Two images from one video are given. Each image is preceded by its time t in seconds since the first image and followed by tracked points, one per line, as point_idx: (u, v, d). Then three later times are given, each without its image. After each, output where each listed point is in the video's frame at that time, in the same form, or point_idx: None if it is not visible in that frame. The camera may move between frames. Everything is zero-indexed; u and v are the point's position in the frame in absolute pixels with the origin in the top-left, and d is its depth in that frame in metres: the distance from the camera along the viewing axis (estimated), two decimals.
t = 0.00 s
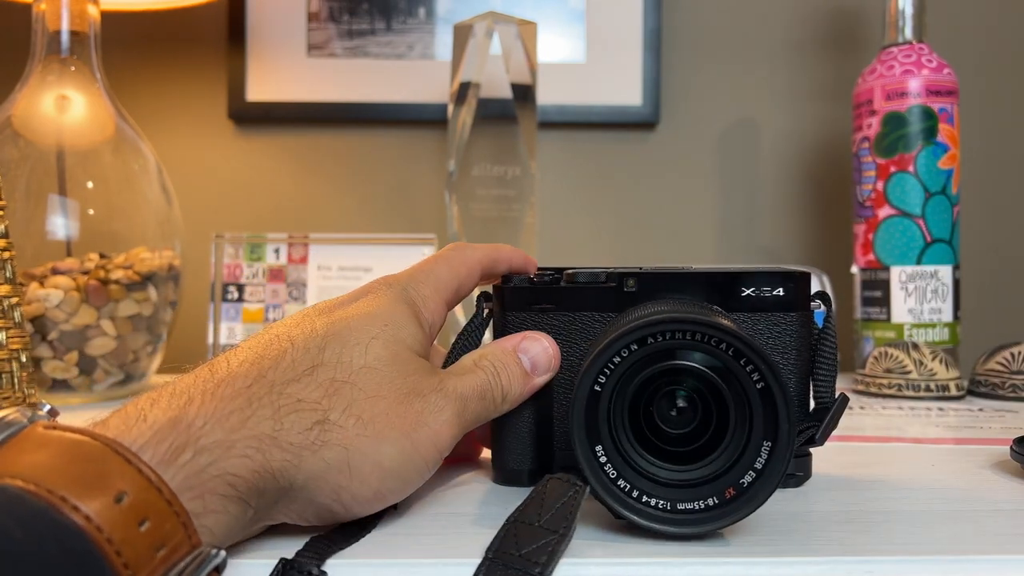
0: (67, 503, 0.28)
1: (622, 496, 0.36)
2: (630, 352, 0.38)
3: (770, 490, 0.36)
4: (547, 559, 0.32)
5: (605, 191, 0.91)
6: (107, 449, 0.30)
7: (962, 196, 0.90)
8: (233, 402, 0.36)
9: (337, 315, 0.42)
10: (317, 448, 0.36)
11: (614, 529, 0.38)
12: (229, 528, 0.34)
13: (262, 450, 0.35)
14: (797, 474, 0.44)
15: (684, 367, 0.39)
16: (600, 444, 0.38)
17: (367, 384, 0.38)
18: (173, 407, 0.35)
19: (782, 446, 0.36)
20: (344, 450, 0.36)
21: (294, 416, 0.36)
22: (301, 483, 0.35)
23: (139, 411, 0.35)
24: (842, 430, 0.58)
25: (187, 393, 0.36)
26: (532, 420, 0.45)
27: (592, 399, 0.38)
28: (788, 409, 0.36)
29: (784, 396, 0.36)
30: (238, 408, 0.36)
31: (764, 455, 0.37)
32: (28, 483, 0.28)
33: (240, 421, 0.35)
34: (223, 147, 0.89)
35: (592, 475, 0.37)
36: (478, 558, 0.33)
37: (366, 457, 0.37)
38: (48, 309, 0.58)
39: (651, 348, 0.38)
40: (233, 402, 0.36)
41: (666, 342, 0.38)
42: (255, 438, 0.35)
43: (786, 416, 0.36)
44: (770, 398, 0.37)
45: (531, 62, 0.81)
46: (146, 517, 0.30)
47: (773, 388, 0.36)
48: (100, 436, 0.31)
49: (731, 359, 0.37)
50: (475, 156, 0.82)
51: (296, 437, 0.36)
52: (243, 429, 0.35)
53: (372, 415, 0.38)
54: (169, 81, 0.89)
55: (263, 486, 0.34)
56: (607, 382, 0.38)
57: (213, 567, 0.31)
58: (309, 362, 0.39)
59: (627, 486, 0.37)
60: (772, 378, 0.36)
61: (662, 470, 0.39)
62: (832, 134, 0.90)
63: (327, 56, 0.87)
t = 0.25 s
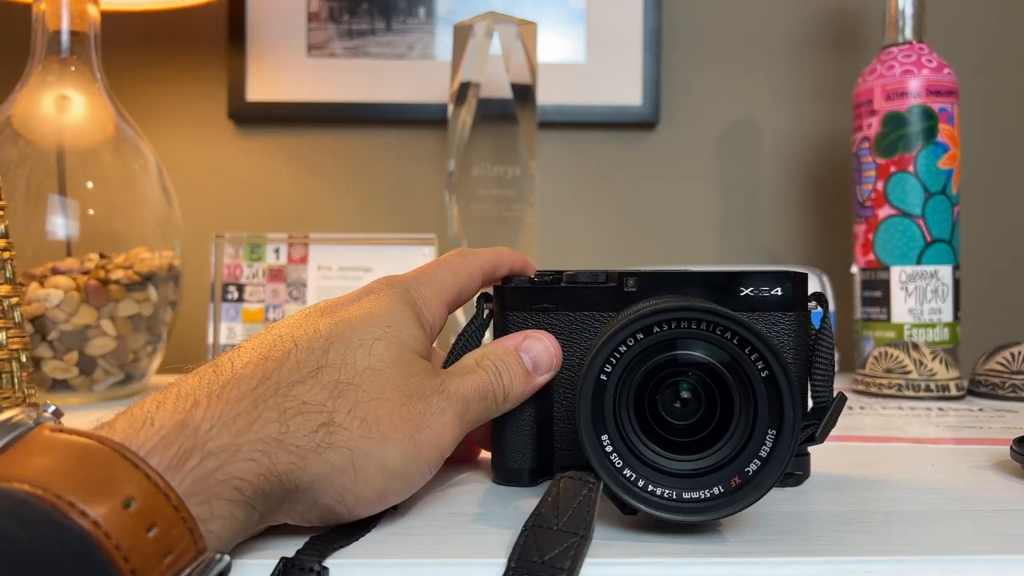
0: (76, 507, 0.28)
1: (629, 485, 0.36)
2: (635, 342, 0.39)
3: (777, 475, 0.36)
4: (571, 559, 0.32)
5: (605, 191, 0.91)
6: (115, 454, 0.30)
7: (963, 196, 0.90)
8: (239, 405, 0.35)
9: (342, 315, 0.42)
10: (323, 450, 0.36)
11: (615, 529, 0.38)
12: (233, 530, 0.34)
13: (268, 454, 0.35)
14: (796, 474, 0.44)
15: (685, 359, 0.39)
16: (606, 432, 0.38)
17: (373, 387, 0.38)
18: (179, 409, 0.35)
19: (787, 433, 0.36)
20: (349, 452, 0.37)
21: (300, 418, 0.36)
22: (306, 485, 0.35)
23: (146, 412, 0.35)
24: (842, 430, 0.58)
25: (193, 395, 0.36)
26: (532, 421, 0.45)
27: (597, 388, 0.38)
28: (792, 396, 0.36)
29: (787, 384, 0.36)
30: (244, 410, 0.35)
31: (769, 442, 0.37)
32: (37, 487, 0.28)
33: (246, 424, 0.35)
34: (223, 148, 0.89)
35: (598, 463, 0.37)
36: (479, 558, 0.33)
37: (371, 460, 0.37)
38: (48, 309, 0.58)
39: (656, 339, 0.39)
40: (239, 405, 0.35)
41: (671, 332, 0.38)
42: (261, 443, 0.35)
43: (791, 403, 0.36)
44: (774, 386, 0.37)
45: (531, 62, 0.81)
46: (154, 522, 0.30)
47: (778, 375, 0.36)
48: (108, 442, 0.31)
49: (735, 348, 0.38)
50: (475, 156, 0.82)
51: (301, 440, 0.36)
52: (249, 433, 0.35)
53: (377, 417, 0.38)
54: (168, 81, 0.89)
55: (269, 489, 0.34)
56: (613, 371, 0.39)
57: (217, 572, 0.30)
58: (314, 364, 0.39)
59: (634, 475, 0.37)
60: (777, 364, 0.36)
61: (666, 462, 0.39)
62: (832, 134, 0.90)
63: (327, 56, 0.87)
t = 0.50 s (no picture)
0: (84, 516, 0.28)
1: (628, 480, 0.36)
2: (635, 337, 0.39)
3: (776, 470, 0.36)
4: (575, 566, 0.32)
5: (605, 191, 0.91)
6: (124, 463, 0.30)
7: (962, 196, 0.90)
8: (244, 413, 0.35)
9: (346, 318, 0.42)
10: (327, 458, 0.36)
11: (616, 528, 0.38)
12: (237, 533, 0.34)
13: (275, 462, 0.35)
14: (795, 474, 0.44)
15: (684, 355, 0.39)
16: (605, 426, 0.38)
17: (378, 392, 0.38)
18: (185, 417, 0.34)
19: (786, 428, 0.36)
20: (353, 458, 0.37)
21: (304, 426, 0.36)
22: (310, 493, 0.36)
23: (152, 419, 0.34)
24: (842, 430, 0.58)
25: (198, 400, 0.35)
26: (532, 421, 0.45)
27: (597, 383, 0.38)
28: (792, 391, 0.36)
29: (787, 379, 0.36)
30: (251, 418, 0.35)
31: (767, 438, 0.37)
32: (46, 496, 0.28)
33: (251, 433, 0.35)
34: (223, 147, 0.89)
35: (597, 458, 0.37)
36: (479, 559, 0.33)
37: (374, 466, 0.37)
38: (48, 309, 0.58)
39: (657, 333, 0.39)
40: (244, 413, 0.35)
41: (671, 327, 0.38)
42: (268, 452, 0.35)
43: (790, 399, 0.36)
44: (774, 382, 0.37)
45: (531, 62, 0.81)
46: (162, 533, 0.30)
47: (778, 371, 0.37)
48: (118, 450, 0.31)
49: (735, 344, 0.38)
50: (475, 157, 0.82)
51: (305, 447, 0.36)
52: (255, 441, 0.35)
53: (380, 424, 0.38)
54: (168, 82, 0.89)
55: (275, 496, 0.35)
56: (613, 366, 0.39)
57: None
58: (319, 369, 0.38)
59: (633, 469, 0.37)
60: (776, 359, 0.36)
61: (665, 457, 0.39)
62: (832, 134, 0.90)
63: (327, 56, 0.87)
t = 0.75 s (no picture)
0: (90, 530, 0.28)
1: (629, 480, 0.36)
2: (635, 336, 0.39)
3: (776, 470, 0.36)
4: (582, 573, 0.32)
5: (605, 191, 0.91)
6: (131, 475, 0.30)
7: (962, 196, 0.90)
8: (253, 425, 0.35)
9: (352, 322, 0.42)
10: (335, 468, 0.36)
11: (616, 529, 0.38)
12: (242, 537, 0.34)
13: (284, 474, 0.35)
14: (793, 474, 0.44)
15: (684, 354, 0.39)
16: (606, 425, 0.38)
17: (385, 400, 0.39)
18: (194, 427, 0.34)
19: (786, 427, 0.36)
20: (361, 470, 0.37)
21: (314, 437, 0.36)
22: (316, 503, 0.36)
23: (161, 425, 0.34)
24: (842, 430, 0.58)
25: (202, 406, 0.35)
26: (531, 422, 0.45)
27: (597, 382, 0.38)
28: (792, 390, 0.36)
29: (787, 377, 0.36)
30: (260, 428, 0.35)
31: (768, 437, 0.37)
32: (51, 508, 0.28)
33: (261, 445, 0.35)
34: (223, 147, 0.89)
35: (598, 458, 0.37)
36: (479, 559, 0.33)
37: (382, 477, 0.38)
38: (48, 309, 0.58)
39: (658, 332, 0.39)
40: (253, 425, 0.35)
41: (671, 325, 0.38)
42: (277, 467, 0.35)
43: (790, 397, 0.36)
44: (774, 380, 0.37)
45: (531, 62, 0.81)
46: (168, 547, 0.30)
47: (777, 368, 0.37)
48: (124, 460, 0.31)
49: (735, 342, 0.38)
50: (475, 157, 0.82)
51: (313, 459, 0.36)
52: (263, 453, 0.35)
53: (388, 434, 0.38)
54: (168, 82, 0.89)
55: (285, 507, 0.35)
56: (614, 364, 0.39)
57: None
58: (327, 376, 0.38)
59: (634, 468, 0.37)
60: (777, 358, 0.36)
61: (665, 456, 0.39)
62: (832, 134, 0.90)
63: (327, 56, 0.87)
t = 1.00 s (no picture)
0: (94, 531, 0.28)
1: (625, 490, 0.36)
2: (632, 345, 0.38)
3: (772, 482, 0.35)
4: None
5: (605, 191, 0.91)
6: (136, 476, 0.30)
7: (963, 196, 0.90)
8: (256, 426, 0.35)
9: (355, 326, 0.42)
10: (336, 475, 0.36)
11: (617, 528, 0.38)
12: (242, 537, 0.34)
13: (284, 479, 0.35)
14: (794, 474, 0.44)
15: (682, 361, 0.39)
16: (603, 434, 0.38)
17: (387, 405, 0.38)
18: (198, 428, 0.34)
19: (783, 438, 0.36)
20: (362, 477, 0.37)
21: (314, 442, 0.36)
22: (317, 508, 0.36)
23: (172, 420, 0.34)
24: (842, 430, 0.58)
25: (205, 406, 0.35)
26: (532, 422, 0.45)
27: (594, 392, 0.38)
28: (790, 401, 0.36)
29: (784, 389, 0.36)
30: (262, 433, 0.35)
31: (766, 447, 0.37)
32: (54, 508, 0.28)
33: (264, 447, 0.35)
34: (224, 148, 0.89)
35: (594, 469, 0.37)
36: (480, 559, 0.33)
37: (383, 484, 0.37)
38: (48, 309, 0.58)
39: (654, 341, 0.38)
40: (256, 426, 0.35)
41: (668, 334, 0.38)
42: (279, 471, 0.35)
43: (788, 408, 0.36)
44: (771, 390, 0.37)
45: (531, 62, 0.81)
46: (172, 549, 0.30)
47: (774, 379, 0.36)
48: (128, 460, 0.31)
49: (732, 351, 0.37)
50: (475, 157, 0.82)
51: (314, 464, 0.36)
52: (266, 457, 0.35)
53: (390, 442, 0.38)
54: (169, 82, 0.89)
55: (283, 511, 0.35)
56: (610, 374, 0.38)
57: None
58: (329, 382, 0.38)
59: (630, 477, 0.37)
60: (774, 370, 0.36)
61: (664, 463, 0.39)
62: (832, 134, 0.90)
63: (327, 56, 0.87)
